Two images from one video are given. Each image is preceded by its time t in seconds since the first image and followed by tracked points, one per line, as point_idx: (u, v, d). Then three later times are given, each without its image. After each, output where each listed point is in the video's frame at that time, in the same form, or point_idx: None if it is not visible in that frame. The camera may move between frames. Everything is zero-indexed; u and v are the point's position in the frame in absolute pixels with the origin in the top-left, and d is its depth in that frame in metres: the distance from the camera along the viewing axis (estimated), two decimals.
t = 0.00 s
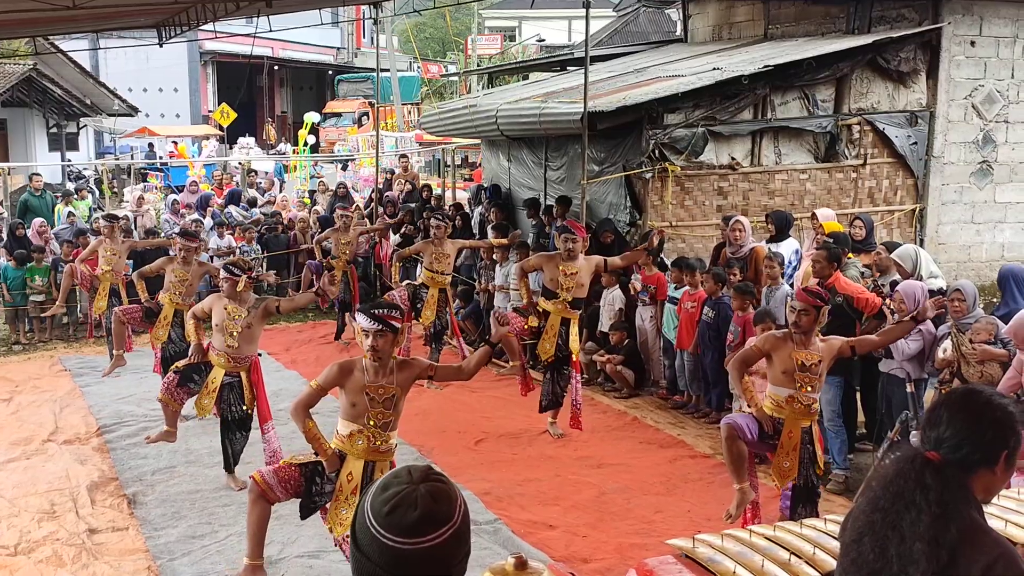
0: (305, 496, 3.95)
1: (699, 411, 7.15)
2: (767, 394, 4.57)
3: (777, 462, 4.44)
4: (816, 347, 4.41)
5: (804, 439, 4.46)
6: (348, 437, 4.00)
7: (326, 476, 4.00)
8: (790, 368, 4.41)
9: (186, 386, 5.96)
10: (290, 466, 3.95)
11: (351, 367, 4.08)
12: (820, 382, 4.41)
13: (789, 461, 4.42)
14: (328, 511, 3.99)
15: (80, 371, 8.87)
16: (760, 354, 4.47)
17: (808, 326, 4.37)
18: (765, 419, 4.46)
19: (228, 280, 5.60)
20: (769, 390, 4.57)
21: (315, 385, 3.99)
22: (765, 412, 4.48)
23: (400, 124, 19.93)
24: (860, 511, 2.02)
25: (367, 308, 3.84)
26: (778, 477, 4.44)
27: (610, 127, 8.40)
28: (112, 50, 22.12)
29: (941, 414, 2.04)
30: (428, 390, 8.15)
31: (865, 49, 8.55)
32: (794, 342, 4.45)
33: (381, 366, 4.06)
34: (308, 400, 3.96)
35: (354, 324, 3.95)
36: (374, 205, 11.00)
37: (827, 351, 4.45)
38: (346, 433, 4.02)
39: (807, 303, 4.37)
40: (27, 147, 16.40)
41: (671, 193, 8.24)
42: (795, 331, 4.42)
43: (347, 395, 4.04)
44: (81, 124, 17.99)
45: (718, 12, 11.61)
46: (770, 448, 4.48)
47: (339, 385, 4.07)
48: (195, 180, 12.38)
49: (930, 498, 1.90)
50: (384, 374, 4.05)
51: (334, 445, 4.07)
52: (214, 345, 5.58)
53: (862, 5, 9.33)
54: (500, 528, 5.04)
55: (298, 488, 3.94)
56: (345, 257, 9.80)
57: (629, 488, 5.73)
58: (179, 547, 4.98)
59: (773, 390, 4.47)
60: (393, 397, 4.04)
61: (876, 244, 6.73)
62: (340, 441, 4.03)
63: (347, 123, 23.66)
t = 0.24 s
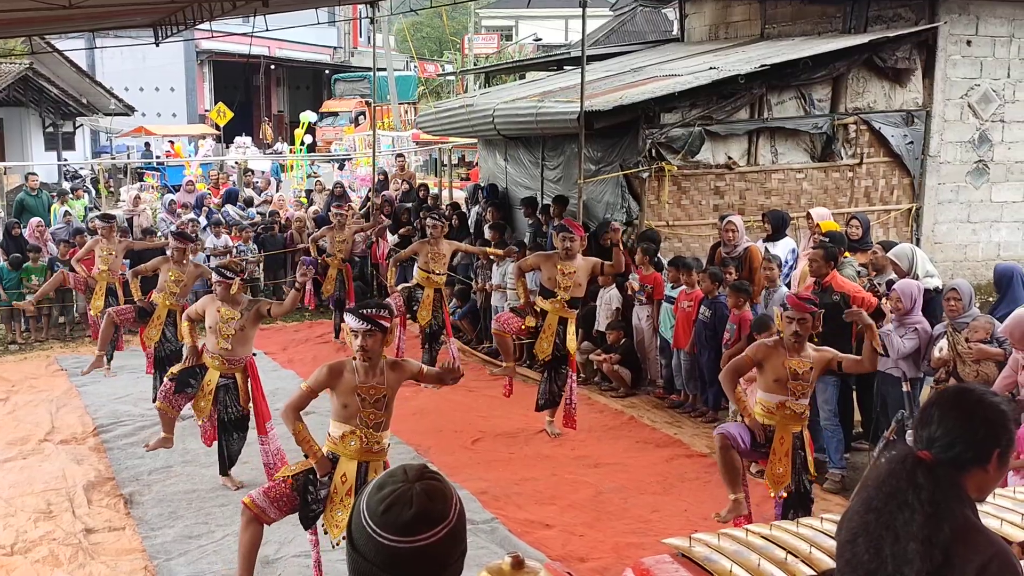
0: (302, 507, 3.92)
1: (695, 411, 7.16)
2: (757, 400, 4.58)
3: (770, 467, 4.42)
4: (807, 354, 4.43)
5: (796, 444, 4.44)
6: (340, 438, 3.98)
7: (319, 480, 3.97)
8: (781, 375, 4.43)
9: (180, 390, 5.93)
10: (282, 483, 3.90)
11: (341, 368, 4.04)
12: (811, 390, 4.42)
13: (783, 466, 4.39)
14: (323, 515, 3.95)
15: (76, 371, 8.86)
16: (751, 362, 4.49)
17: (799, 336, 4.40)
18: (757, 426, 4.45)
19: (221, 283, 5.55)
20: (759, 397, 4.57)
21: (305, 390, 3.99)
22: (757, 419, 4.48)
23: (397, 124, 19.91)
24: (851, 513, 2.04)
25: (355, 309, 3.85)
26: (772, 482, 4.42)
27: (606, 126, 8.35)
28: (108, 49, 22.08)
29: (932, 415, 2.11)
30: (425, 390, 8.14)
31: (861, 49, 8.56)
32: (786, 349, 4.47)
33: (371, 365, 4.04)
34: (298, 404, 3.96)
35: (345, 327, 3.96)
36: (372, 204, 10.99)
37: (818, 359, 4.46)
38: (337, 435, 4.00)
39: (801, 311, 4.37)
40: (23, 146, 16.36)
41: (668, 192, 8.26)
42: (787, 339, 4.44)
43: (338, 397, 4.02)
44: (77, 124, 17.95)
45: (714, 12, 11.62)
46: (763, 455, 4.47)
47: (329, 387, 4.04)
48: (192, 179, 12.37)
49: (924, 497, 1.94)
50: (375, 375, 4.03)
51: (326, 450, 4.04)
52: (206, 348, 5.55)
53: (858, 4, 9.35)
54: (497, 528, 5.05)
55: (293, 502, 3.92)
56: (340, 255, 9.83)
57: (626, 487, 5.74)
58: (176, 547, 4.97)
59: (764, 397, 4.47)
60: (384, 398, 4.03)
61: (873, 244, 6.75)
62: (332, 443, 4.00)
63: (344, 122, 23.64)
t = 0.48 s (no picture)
0: (297, 522, 3.83)
1: (693, 411, 7.17)
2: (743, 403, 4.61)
3: (760, 468, 4.44)
4: (791, 354, 4.47)
5: (785, 443, 4.45)
6: (327, 440, 3.95)
7: (310, 485, 3.91)
8: (768, 376, 4.45)
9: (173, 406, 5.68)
10: (276, 507, 3.83)
11: (325, 369, 4.05)
12: (797, 388, 4.46)
13: (773, 466, 4.41)
14: (316, 520, 3.87)
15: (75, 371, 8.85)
16: (737, 366, 4.51)
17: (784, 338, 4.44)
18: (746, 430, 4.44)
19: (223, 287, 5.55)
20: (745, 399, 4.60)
21: (290, 392, 3.96)
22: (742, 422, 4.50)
23: (395, 123, 19.91)
24: (848, 513, 2.06)
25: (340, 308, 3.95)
26: (763, 483, 4.43)
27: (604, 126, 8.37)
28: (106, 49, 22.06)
29: (928, 414, 2.12)
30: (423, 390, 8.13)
31: (859, 48, 8.58)
32: (769, 351, 4.50)
33: (355, 366, 4.04)
34: (285, 406, 3.94)
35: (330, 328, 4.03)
36: (370, 204, 10.98)
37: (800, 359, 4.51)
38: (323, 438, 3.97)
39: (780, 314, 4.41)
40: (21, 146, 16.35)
41: (666, 192, 8.27)
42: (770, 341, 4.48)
43: (323, 399, 4.01)
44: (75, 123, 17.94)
45: (712, 11, 11.62)
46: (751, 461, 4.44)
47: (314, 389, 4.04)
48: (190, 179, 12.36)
49: (919, 497, 1.95)
50: (360, 376, 4.03)
51: (313, 453, 4.01)
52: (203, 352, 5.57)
53: (856, 4, 9.35)
54: (495, 527, 5.06)
55: (289, 524, 3.86)
56: (333, 258, 9.86)
57: (624, 487, 5.75)
58: (174, 547, 4.98)
59: (751, 399, 4.48)
60: (368, 399, 4.02)
61: (871, 243, 6.75)
62: (319, 446, 3.98)
63: (342, 122, 23.64)
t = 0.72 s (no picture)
0: (286, 537, 3.80)
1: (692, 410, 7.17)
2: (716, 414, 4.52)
3: (744, 477, 4.33)
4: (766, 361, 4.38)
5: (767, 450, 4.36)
6: (304, 447, 3.88)
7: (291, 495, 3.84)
8: (745, 385, 4.36)
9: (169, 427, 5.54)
10: (267, 533, 3.83)
11: (298, 373, 3.97)
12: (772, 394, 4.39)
13: (757, 475, 4.30)
14: (300, 529, 3.79)
15: (74, 371, 8.85)
16: (713, 377, 4.37)
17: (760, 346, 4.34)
18: (726, 443, 4.31)
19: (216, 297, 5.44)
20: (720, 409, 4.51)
21: (265, 399, 3.88)
22: (719, 433, 4.39)
23: (394, 123, 19.91)
24: (848, 512, 2.06)
25: (315, 313, 3.83)
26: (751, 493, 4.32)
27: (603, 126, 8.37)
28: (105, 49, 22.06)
29: (928, 413, 2.13)
30: (422, 390, 8.12)
31: (857, 48, 8.59)
32: (744, 359, 4.39)
33: (329, 370, 3.96)
34: (260, 414, 3.87)
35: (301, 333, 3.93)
36: (369, 204, 10.98)
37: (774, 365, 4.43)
38: (301, 445, 3.89)
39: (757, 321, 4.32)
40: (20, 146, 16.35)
41: (664, 192, 8.27)
42: (746, 349, 4.37)
43: (297, 404, 3.92)
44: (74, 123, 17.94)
45: (711, 11, 11.63)
46: (734, 474, 4.32)
47: (287, 394, 3.95)
48: (189, 179, 12.36)
49: (919, 495, 1.95)
50: (333, 380, 3.96)
51: (290, 462, 3.93)
52: (194, 362, 5.46)
53: (854, 4, 9.36)
54: (494, 527, 5.06)
55: (282, 545, 3.86)
56: (328, 262, 9.51)
57: (623, 486, 5.75)
58: (173, 547, 4.98)
59: (727, 407, 4.39)
60: (344, 403, 3.95)
61: (869, 242, 6.76)
62: (296, 454, 3.89)
63: (341, 122, 23.64)
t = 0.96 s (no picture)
0: (251, 557, 3.74)
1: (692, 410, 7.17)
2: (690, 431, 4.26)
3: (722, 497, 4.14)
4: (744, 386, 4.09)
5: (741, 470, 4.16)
6: (263, 463, 3.77)
7: (252, 513, 3.75)
8: (722, 411, 4.09)
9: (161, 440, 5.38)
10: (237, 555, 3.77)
11: (253, 387, 3.85)
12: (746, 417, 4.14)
13: (734, 493, 4.12)
14: (264, 544, 3.73)
15: (74, 372, 8.85)
16: (694, 407, 4.04)
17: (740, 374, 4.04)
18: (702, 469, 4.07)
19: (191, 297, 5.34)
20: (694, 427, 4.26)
21: (220, 416, 3.83)
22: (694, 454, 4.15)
23: (394, 123, 19.92)
24: (845, 512, 2.06)
25: (280, 326, 3.75)
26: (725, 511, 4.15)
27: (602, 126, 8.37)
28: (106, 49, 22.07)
29: (925, 413, 2.13)
30: (422, 391, 8.13)
31: (857, 47, 8.58)
32: (723, 385, 4.08)
33: (285, 382, 3.86)
34: (217, 433, 3.80)
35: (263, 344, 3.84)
36: (369, 204, 10.98)
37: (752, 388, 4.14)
38: (258, 461, 3.77)
39: (740, 351, 4.04)
40: (21, 146, 16.36)
41: (664, 191, 8.27)
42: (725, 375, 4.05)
43: (253, 418, 3.82)
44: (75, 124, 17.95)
45: (710, 11, 11.63)
46: (711, 495, 4.12)
47: (244, 409, 3.85)
48: (189, 180, 12.36)
49: (916, 496, 1.95)
50: (289, 392, 3.86)
51: (248, 481, 3.82)
52: (172, 367, 5.32)
53: (854, 3, 9.35)
54: (493, 527, 5.06)
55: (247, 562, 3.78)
56: (313, 266, 9.30)
57: (622, 486, 5.75)
58: (173, 547, 4.98)
59: (704, 430, 4.13)
60: (300, 414, 3.86)
61: (869, 242, 6.77)
62: (254, 470, 3.78)
63: (341, 122, 23.66)
